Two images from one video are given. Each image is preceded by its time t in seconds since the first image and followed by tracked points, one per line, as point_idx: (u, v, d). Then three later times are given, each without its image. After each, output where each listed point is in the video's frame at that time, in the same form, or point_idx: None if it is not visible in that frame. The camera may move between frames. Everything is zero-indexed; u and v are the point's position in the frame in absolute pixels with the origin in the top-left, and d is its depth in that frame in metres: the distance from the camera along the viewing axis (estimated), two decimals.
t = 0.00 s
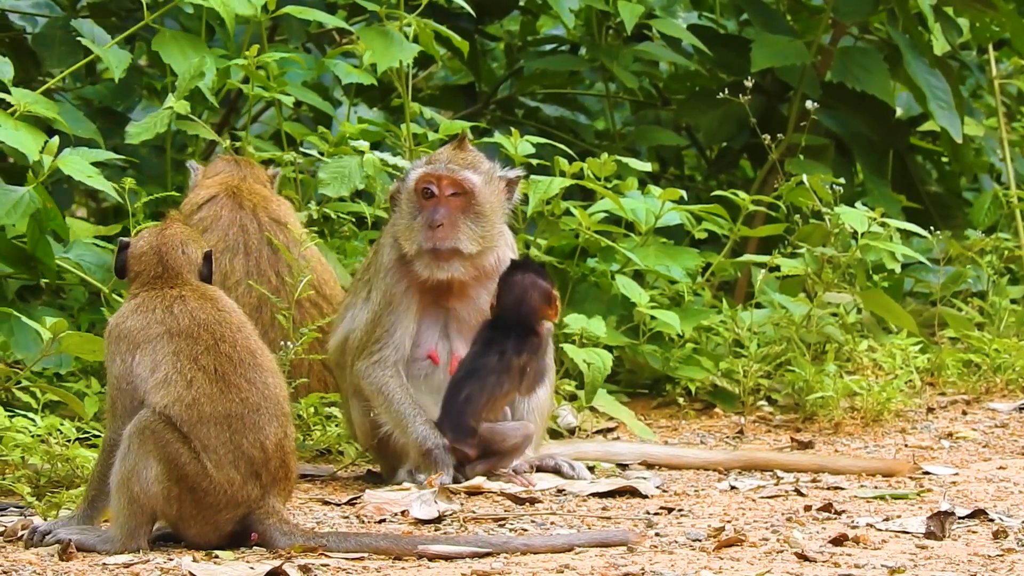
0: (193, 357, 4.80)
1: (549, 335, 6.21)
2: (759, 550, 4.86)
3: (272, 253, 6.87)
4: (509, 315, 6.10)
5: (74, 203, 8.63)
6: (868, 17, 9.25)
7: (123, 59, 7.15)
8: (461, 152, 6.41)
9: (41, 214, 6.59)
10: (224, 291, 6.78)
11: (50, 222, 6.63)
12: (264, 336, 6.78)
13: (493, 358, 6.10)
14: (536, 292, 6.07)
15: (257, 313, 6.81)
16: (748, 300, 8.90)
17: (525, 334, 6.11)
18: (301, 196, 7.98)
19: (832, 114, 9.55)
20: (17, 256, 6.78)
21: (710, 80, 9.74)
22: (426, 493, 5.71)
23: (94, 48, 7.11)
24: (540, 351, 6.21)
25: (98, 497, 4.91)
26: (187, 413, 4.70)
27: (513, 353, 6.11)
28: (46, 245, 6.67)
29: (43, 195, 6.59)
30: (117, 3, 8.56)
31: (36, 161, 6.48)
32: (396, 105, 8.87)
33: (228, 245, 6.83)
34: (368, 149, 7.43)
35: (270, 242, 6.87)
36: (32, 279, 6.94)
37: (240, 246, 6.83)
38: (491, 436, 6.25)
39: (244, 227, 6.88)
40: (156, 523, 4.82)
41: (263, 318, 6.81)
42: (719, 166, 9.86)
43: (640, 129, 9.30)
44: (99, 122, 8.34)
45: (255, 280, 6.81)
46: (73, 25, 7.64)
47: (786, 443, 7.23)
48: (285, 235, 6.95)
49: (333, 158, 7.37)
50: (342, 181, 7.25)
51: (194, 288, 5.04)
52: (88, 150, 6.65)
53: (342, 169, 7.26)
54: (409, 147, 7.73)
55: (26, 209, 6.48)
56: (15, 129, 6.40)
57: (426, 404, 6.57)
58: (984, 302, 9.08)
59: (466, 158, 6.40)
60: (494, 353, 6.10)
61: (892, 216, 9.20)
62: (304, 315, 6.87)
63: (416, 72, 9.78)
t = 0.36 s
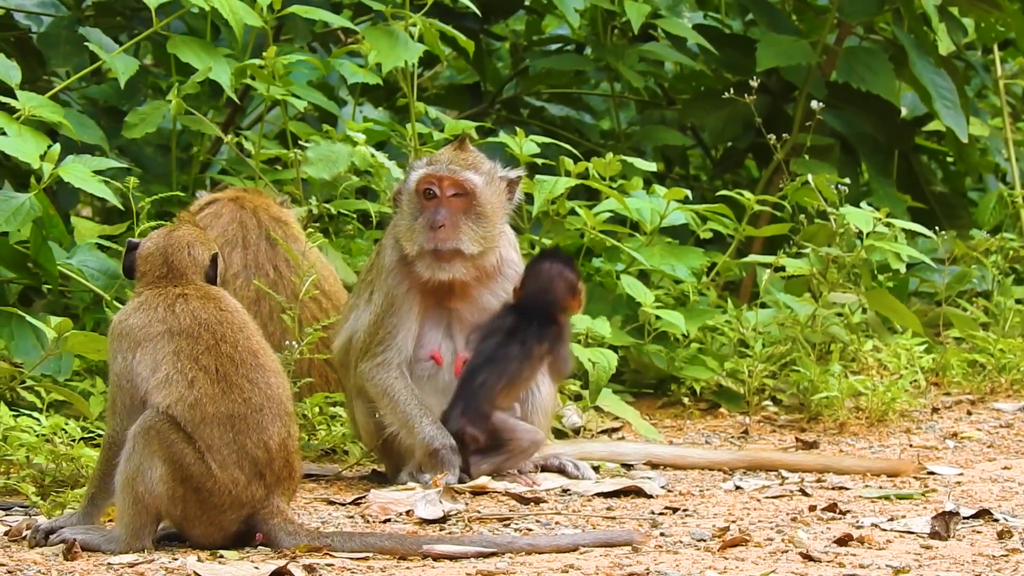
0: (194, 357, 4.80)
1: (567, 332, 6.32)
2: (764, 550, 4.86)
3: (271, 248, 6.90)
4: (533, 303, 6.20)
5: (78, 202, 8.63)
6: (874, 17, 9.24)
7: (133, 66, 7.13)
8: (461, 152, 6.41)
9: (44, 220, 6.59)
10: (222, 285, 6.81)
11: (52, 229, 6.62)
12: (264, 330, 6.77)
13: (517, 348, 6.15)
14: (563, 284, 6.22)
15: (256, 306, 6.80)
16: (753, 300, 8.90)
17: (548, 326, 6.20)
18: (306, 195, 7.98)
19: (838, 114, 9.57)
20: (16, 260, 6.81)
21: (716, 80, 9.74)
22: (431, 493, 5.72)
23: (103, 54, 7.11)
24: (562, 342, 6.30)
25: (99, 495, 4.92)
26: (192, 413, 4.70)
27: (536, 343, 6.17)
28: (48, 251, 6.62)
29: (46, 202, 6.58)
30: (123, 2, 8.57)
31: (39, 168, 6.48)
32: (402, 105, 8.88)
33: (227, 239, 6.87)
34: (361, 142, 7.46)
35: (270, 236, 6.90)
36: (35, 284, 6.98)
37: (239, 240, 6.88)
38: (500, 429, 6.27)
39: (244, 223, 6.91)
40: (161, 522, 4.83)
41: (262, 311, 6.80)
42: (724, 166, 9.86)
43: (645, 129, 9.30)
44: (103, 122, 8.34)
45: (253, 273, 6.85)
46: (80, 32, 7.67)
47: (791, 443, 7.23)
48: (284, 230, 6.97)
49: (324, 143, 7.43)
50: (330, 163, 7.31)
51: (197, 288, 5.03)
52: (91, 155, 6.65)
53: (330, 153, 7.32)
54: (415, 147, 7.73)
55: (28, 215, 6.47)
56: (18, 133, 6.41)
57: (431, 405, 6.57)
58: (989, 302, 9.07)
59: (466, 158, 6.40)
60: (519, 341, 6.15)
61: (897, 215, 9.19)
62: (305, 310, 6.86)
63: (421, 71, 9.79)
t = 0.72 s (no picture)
0: (194, 357, 4.81)
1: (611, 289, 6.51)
2: (767, 550, 4.86)
3: (265, 240, 6.92)
4: (589, 254, 6.40)
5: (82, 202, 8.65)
6: (877, 17, 9.24)
7: (133, 62, 7.12)
8: (468, 145, 6.41)
9: (48, 223, 6.63)
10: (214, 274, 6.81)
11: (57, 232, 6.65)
12: (257, 316, 6.77)
13: (584, 284, 6.28)
14: (615, 239, 6.48)
15: (247, 294, 6.80)
16: (756, 300, 8.91)
17: (605, 274, 6.39)
18: (310, 196, 7.98)
19: (841, 114, 9.54)
20: (20, 261, 6.83)
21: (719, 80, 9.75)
22: (435, 493, 5.72)
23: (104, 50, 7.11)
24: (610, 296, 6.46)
25: (90, 493, 4.95)
26: (193, 411, 4.71)
27: (598, 283, 6.33)
28: (52, 253, 6.68)
29: (51, 206, 6.59)
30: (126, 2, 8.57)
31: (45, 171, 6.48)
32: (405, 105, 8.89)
33: (222, 234, 6.89)
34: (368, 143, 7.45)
35: (264, 229, 6.92)
36: (39, 284, 6.99)
37: (233, 233, 6.90)
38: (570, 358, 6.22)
39: (241, 220, 6.95)
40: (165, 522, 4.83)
41: (254, 298, 6.80)
42: (727, 166, 9.87)
43: (649, 129, 9.30)
44: (107, 122, 8.34)
45: (246, 262, 6.85)
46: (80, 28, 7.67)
47: (795, 443, 7.23)
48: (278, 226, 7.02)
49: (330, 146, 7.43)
50: (337, 164, 7.31)
51: (199, 289, 5.06)
52: (97, 160, 6.64)
53: (338, 154, 7.33)
54: (418, 147, 7.75)
55: (33, 218, 6.47)
56: (23, 134, 6.41)
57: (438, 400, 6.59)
58: (992, 301, 9.07)
59: (473, 150, 6.39)
60: (585, 280, 6.30)
61: (900, 215, 9.20)
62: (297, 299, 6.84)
63: (425, 72, 9.80)
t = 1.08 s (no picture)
0: (158, 359, 4.79)
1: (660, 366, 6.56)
2: (770, 550, 4.86)
3: (265, 239, 6.92)
4: (640, 331, 6.45)
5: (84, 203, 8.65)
6: (879, 17, 9.25)
7: (139, 68, 7.12)
8: (493, 144, 6.39)
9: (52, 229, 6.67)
10: (214, 274, 6.82)
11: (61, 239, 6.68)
12: (260, 316, 6.76)
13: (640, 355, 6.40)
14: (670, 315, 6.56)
15: (248, 291, 6.79)
16: (758, 300, 8.91)
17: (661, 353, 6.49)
18: (312, 196, 7.99)
19: (843, 114, 9.52)
20: (22, 263, 6.81)
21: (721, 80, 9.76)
22: (438, 494, 5.72)
23: (109, 55, 7.10)
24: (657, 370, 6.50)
25: (42, 503, 4.80)
26: (168, 405, 4.68)
27: (657, 364, 6.43)
28: (55, 257, 6.74)
29: (55, 211, 6.61)
30: (127, 2, 8.57)
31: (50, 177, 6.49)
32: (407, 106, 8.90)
33: (223, 235, 6.91)
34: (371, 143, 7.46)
35: (263, 229, 6.94)
36: (41, 286, 7.00)
37: (233, 234, 6.91)
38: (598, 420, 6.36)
39: (241, 222, 6.96)
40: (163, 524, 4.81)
41: (254, 296, 6.78)
42: (730, 166, 9.88)
43: (651, 129, 9.31)
44: (109, 123, 8.35)
45: (246, 260, 6.85)
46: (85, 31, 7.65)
47: (797, 443, 7.23)
48: (278, 227, 7.03)
49: (334, 145, 7.45)
50: (341, 164, 7.34)
51: (151, 298, 5.04)
52: (101, 166, 6.65)
53: (342, 154, 7.35)
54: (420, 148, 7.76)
55: (38, 224, 6.47)
56: (28, 139, 6.41)
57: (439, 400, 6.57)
58: (994, 301, 9.07)
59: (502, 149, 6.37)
60: (644, 351, 6.41)
61: (902, 215, 9.20)
62: (298, 297, 6.83)
63: (427, 72, 9.81)
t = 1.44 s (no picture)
0: (88, 326, 4.53)
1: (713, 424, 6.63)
2: (771, 550, 4.86)
3: (269, 242, 6.94)
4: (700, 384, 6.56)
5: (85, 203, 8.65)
6: (880, 17, 9.26)
7: (138, 63, 7.12)
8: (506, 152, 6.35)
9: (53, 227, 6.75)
10: (218, 278, 6.84)
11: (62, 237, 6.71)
12: (264, 320, 6.75)
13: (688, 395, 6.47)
14: (729, 375, 6.65)
15: (251, 296, 6.81)
16: (759, 300, 8.91)
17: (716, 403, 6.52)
18: (313, 196, 7.99)
19: (845, 114, 9.51)
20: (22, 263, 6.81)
21: (722, 80, 9.77)
22: (439, 494, 5.72)
23: (108, 53, 7.11)
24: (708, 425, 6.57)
25: (25, 505, 4.57)
26: (113, 363, 4.46)
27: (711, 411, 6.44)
28: (56, 253, 6.69)
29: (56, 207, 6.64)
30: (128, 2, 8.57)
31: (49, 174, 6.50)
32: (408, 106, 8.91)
33: (226, 238, 6.94)
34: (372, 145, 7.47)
35: (266, 231, 6.95)
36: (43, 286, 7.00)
37: (236, 237, 6.93)
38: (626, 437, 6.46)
39: (243, 224, 6.99)
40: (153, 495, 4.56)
41: (257, 299, 6.79)
42: (731, 166, 9.90)
43: (652, 129, 9.32)
44: (110, 123, 8.35)
45: (250, 264, 6.86)
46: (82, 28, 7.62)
47: (798, 442, 7.23)
48: (282, 229, 7.05)
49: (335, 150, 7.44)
50: (342, 167, 7.32)
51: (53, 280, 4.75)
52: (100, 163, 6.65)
53: (342, 157, 7.34)
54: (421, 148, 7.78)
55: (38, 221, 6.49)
56: (27, 138, 6.41)
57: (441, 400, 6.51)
58: (995, 300, 9.07)
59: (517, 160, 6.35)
60: (693, 394, 6.47)
61: (903, 214, 9.21)
62: (300, 299, 6.84)
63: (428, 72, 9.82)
